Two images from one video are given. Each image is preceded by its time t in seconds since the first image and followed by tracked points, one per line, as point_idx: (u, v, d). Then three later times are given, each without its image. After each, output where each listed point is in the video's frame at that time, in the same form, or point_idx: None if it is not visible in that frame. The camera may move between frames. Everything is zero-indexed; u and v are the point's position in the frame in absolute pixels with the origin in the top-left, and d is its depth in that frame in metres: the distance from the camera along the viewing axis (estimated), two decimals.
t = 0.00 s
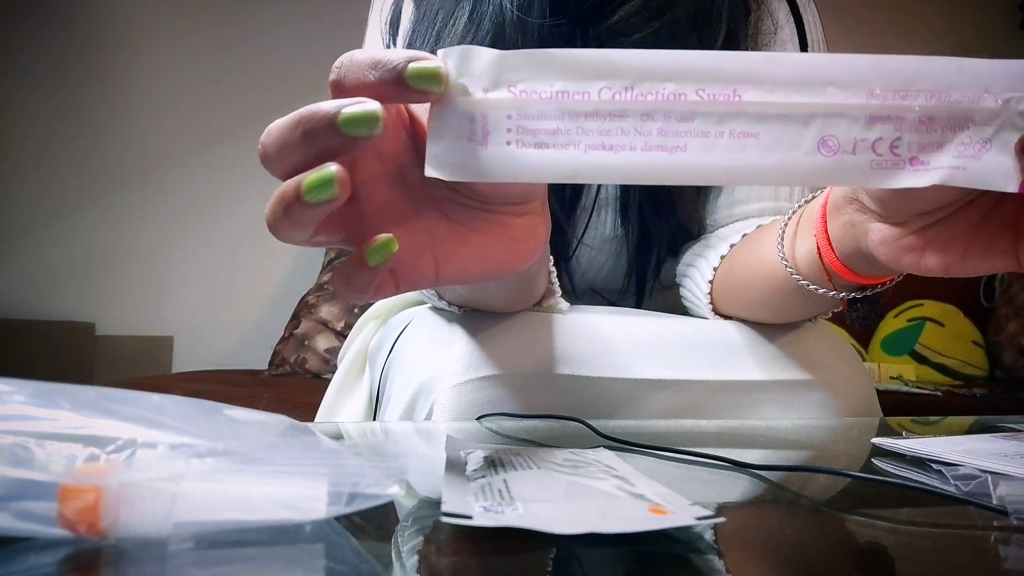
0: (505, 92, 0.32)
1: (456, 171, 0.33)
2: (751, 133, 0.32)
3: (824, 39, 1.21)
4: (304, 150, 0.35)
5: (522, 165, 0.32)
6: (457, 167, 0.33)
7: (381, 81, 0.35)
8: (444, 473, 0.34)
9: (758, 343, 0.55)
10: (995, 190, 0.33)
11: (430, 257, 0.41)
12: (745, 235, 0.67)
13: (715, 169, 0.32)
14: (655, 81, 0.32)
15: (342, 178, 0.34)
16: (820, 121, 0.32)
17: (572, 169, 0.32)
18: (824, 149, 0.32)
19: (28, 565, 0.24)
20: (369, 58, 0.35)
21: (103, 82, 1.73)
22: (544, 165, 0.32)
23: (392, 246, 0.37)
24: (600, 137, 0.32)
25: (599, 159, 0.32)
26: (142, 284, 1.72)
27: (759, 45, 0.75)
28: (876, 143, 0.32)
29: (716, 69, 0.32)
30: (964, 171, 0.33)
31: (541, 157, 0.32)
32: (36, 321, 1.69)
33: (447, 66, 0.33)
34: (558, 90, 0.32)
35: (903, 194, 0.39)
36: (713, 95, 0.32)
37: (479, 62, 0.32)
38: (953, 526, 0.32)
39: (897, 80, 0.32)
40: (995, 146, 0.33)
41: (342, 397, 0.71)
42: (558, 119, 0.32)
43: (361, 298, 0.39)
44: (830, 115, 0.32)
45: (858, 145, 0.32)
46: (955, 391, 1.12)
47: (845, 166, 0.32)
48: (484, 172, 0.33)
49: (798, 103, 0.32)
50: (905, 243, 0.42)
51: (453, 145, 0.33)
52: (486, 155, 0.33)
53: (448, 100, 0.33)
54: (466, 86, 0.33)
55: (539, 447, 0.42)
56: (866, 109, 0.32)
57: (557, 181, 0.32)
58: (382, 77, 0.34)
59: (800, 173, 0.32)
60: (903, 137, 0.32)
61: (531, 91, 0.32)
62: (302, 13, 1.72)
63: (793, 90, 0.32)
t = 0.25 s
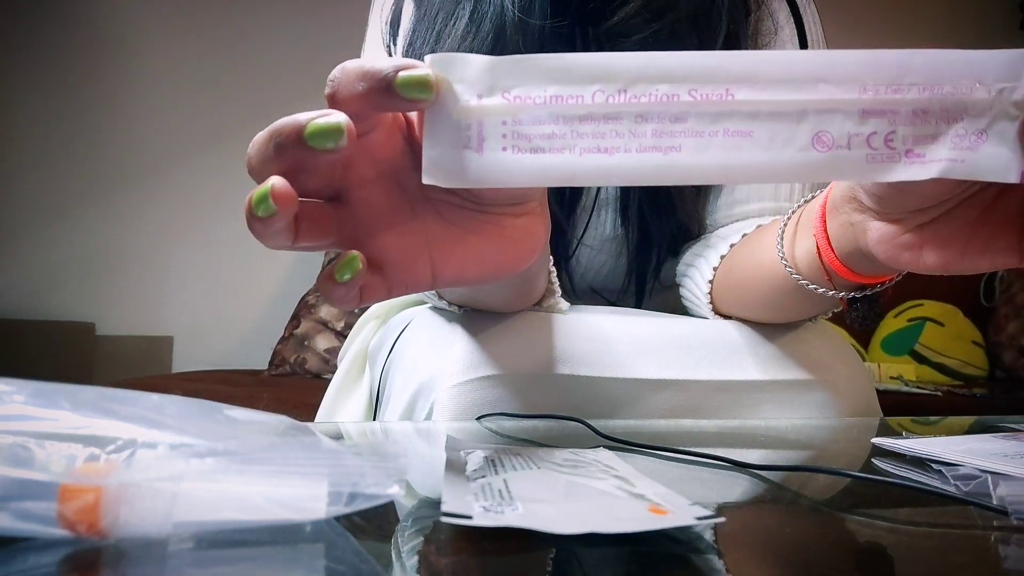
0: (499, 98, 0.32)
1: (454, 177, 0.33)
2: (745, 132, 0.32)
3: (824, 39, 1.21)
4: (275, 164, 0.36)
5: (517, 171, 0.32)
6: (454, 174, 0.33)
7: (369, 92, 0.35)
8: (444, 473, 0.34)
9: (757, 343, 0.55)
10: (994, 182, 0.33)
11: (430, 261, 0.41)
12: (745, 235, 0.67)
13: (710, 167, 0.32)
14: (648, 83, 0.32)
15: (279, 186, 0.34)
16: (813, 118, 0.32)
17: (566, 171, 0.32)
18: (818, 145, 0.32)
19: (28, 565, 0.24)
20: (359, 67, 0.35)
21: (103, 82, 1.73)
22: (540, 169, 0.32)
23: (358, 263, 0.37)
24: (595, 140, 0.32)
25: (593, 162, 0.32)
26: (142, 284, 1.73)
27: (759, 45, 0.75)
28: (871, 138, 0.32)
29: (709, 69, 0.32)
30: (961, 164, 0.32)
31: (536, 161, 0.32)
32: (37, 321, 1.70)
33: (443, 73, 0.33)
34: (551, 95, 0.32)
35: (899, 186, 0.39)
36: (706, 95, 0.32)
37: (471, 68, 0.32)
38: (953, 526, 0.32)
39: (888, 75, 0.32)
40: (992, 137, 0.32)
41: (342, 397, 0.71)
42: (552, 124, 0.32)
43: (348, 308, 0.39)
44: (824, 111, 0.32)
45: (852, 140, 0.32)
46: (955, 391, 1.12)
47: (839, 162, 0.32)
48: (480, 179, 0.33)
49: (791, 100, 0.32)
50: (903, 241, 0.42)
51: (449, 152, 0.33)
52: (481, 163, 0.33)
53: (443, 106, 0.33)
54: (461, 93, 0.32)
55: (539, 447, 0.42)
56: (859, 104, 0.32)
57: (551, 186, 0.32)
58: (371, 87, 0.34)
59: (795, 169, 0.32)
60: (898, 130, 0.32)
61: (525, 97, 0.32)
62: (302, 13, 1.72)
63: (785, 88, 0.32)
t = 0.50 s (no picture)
0: (493, 101, 0.32)
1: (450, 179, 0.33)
2: (738, 132, 0.32)
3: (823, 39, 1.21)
4: (261, 169, 0.36)
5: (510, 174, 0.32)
6: (447, 177, 0.33)
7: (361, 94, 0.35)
8: (443, 473, 0.34)
9: (756, 343, 0.55)
10: (986, 180, 0.33)
11: (429, 261, 0.41)
12: (745, 234, 0.67)
13: (703, 168, 0.32)
14: (640, 85, 0.32)
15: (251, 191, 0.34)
16: (807, 118, 0.32)
17: (558, 174, 0.32)
18: (810, 145, 0.32)
19: (27, 566, 0.24)
20: (351, 69, 0.35)
21: (103, 82, 1.73)
22: (533, 172, 0.32)
23: (344, 267, 0.37)
24: (588, 142, 0.32)
25: (586, 164, 0.32)
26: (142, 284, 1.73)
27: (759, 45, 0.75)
28: (863, 138, 0.32)
29: (703, 68, 0.32)
30: (954, 162, 0.32)
31: (529, 164, 0.32)
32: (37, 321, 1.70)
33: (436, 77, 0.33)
34: (544, 97, 0.32)
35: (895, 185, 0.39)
36: (698, 96, 0.32)
37: (463, 71, 0.32)
38: (953, 526, 0.31)
39: (883, 73, 0.32)
40: (984, 136, 0.32)
41: (342, 397, 0.71)
42: (545, 126, 0.32)
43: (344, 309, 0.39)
44: (818, 110, 0.32)
45: (845, 140, 0.32)
46: (954, 391, 1.12)
47: (833, 162, 0.32)
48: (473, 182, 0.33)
49: (784, 101, 0.32)
50: (902, 242, 0.42)
51: (443, 154, 0.33)
52: (475, 165, 0.33)
53: (436, 108, 0.33)
54: (453, 95, 0.32)
55: (538, 447, 0.42)
56: (853, 105, 0.32)
57: (542, 188, 0.32)
58: (365, 89, 0.34)
59: (789, 169, 0.32)
60: (890, 130, 0.32)
61: (517, 99, 0.32)
62: (301, 12, 1.72)
63: (778, 89, 0.32)
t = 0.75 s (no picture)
0: (490, 99, 0.32)
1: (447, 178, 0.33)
2: (735, 132, 0.32)
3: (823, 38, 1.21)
4: (261, 168, 0.36)
5: (506, 173, 0.33)
6: (444, 176, 0.33)
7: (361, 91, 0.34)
8: (442, 473, 0.34)
9: (755, 343, 0.55)
10: (982, 181, 0.33)
11: (428, 261, 0.41)
12: (745, 235, 0.66)
13: (699, 169, 0.32)
14: (637, 84, 0.32)
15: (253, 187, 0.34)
16: (804, 117, 0.32)
17: (555, 173, 0.32)
18: (807, 145, 0.32)
19: (27, 565, 0.24)
20: (349, 66, 0.35)
21: (102, 82, 1.73)
22: (530, 170, 0.32)
23: (343, 266, 0.37)
24: (585, 140, 0.32)
25: (582, 163, 0.32)
26: (142, 283, 1.73)
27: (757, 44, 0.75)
28: (860, 137, 0.32)
29: (700, 68, 0.32)
30: (950, 162, 0.32)
31: (526, 163, 0.32)
32: (37, 321, 1.70)
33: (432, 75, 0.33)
34: (541, 96, 0.32)
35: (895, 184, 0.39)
36: (695, 95, 0.32)
37: (461, 70, 0.32)
38: (953, 526, 0.31)
39: (880, 73, 0.32)
40: (981, 135, 0.32)
41: (342, 397, 0.71)
42: (542, 124, 0.32)
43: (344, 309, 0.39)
44: (815, 109, 0.32)
45: (842, 140, 0.32)
46: (955, 391, 1.12)
47: (829, 162, 0.32)
48: (470, 180, 0.33)
49: (781, 100, 0.32)
50: (901, 242, 0.42)
51: (439, 153, 0.33)
52: (472, 164, 0.33)
53: (433, 106, 0.33)
54: (450, 94, 0.33)
55: (538, 447, 0.42)
56: (850, 104, 0.32)
57: (540, 186, 0.33)
58: (361, 87, 0.34)
59: (784, 169, 0.32)
60: (887, 130, 0.32)
61: (515, 98, 0.32)
62: (300, 12, 1.71)
63: (775, 88, 0.32)
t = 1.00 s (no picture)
0: (460, 99, 0.32)
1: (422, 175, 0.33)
2: (704, 127, 0.32)
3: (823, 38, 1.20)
4: (261, 165, 0.35)
5: (478, 171, 0.33)
6: (417, 175, 0.33)
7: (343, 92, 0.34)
8: (442, 474, 0.34)
9: (754, 343, 0.55)
10: (950, 170, 0.33)
11: (425, 260, 0.42)
12: (745, 234, 0.66)
13: (672, 164, 0.32)
14: (608, 82, 0.32)
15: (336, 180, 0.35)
16: (772, 113, 0.32)
17: (529, 171, 0.32)
18: (776, 139, 0.32)
19: (28, 566, 0.24)
20: (324, 66, 0.35)
21: (102, 82, 1.73)
22: (501, 169, 0.33)
23: (350, 266, 0.37)
24: (555, 139, 0.32)
25: (555, 160, 0.32)
26: (142, 283, 1.73)
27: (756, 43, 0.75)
28: (828, 131, 0.32)
29: (668, 64, 0.32)
30: (919, 155, 0.32)
31: (498, 160, 0.33)
32: (37, 321, 1.70)
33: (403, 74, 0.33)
34: (511, 95, 0.32)
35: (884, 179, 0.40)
36: (664, 92, 0.32)
37: (431, 70, 0.32)
38: (954, 526, 0.31)
39: (846, 67, 0.32)
40: (948, 129, 0.32)
41: (343, 397, 0.71)
42: (512, 123, 0.32)
43: (346, 310, 0.39)
44: (783, 105, 0.32)
45: (811, 134, 0.32)
46: (954, 391, 1.12)
47: (799, 156, 0.32)
48: (443, 178, 0.33)
49: (749, 96, 0.32)
50: (894, 240, 0.43)
51: (411, 151, 0.33)
52: (444, 163, 0.33)
53: (403, 106, 0.33)
54: (421, 94, 0.33)
55: (538, 447, 0.42)
56: (819, 98, 0.32)
57: (514, 183, 0.33)
58: (335, 86, 0.34)
59: (754, 164, 0.32)
60: (855, 123, 0.32)
61: (485, 97, 0.32)
62: (300, 12, 1.72)
63: (743, 84, 0.32)
